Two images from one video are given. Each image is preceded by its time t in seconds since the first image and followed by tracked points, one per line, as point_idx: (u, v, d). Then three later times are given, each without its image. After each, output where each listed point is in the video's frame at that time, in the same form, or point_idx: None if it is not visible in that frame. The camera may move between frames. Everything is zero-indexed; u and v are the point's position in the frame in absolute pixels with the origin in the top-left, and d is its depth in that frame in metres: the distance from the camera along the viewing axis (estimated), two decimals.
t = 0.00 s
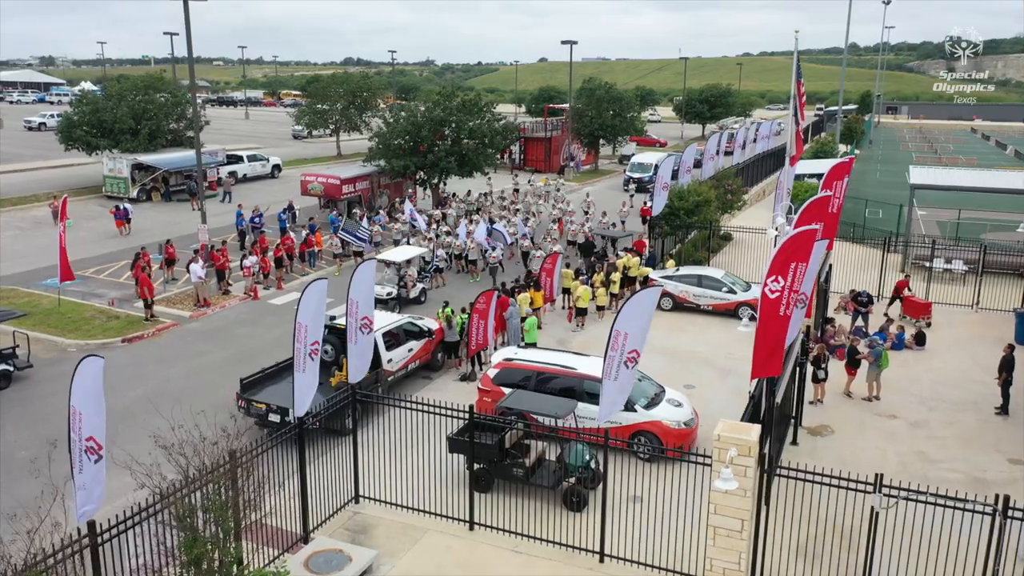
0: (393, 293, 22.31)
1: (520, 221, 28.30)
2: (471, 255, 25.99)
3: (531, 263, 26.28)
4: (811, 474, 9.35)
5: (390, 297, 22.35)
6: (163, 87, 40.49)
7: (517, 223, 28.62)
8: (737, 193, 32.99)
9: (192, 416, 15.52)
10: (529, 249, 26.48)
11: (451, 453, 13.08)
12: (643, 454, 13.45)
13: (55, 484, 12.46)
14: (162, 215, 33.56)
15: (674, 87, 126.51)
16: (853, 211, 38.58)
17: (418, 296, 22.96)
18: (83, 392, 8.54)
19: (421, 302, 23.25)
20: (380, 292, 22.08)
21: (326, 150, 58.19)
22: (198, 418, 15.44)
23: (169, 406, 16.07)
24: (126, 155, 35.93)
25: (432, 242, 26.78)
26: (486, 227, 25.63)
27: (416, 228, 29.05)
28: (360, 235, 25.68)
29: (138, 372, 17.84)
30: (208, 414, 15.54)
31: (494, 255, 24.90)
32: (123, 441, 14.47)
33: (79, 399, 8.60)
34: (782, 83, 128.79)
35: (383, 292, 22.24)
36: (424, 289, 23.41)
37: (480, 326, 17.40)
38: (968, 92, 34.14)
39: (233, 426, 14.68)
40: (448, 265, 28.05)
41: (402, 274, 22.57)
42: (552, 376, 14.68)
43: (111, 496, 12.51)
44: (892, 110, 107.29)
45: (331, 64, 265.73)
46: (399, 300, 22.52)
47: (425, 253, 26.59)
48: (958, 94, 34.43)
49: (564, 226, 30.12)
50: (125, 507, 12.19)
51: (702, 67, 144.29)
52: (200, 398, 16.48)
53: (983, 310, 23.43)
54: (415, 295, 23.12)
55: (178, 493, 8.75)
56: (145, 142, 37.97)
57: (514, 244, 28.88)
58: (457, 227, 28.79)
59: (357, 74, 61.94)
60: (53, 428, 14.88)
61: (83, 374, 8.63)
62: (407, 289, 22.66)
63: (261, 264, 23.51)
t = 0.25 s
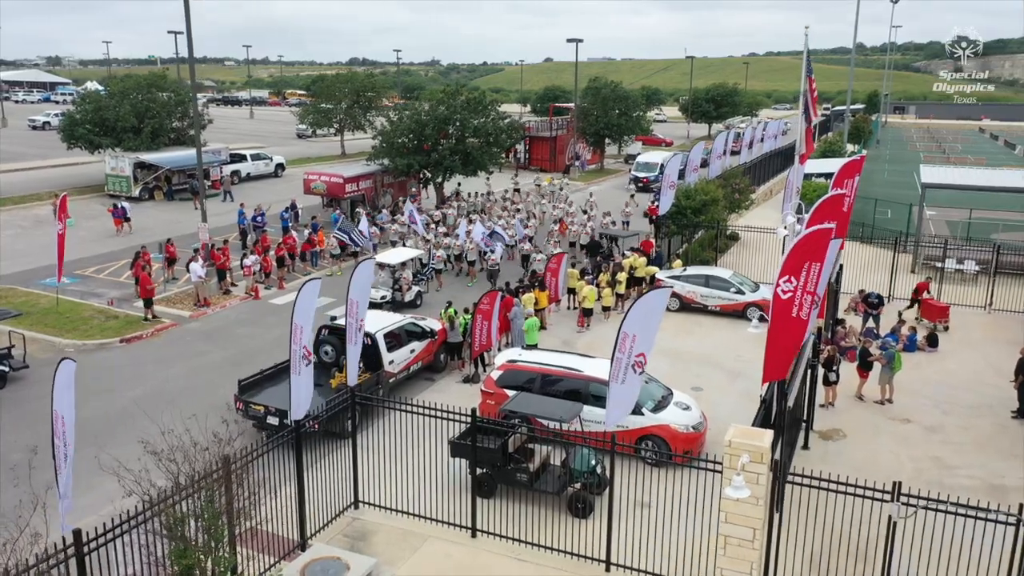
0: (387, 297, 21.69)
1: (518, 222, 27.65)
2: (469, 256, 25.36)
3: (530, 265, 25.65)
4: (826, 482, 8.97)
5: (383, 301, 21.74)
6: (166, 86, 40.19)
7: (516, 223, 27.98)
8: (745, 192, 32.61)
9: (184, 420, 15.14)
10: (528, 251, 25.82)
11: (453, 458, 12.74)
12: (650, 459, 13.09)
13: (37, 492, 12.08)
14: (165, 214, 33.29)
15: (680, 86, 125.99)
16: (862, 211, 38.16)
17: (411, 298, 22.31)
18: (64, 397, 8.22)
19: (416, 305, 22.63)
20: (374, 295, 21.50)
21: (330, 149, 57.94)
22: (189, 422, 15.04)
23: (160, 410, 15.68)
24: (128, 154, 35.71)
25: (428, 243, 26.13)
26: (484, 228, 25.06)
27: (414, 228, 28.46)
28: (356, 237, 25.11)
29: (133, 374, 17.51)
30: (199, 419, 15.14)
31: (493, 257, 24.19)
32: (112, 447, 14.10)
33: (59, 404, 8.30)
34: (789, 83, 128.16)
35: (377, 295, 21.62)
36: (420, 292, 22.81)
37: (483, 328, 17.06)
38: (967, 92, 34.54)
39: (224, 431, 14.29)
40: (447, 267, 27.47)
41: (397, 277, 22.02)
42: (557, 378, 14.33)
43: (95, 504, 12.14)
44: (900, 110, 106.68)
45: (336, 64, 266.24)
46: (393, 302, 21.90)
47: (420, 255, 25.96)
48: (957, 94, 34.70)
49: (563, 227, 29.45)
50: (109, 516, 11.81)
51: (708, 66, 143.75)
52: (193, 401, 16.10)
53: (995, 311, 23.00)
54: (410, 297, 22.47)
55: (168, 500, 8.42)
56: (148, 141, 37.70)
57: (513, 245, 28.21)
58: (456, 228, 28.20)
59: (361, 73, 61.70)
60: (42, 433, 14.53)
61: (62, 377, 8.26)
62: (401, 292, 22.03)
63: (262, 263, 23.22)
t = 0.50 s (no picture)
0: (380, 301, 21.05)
1: (515, 225, 27.01)
2: (466, 260, 24.72)
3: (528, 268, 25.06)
4: (842, 491, 8.59)
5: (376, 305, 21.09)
6: (168, 83, 39.92)
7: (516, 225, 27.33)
8: (752, 191, 32.23)
9: (175, 425, 14.77)
10: (527, 254, 25.19)
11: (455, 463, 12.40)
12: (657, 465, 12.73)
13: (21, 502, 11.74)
14: (166, 214, 33.01)
15: (685, 86, 125.51)
16: (869, 211, 37.74)
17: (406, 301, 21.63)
18: (41, 403, 8.10)
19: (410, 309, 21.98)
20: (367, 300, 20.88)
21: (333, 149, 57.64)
22: (180, 428, 14.67)
23: (152, 415, 15.33)
24: (129, 153, 35.44)
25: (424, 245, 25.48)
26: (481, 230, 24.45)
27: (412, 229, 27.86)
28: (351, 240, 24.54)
29: (127, 376, 17.19)
30: (190, 425, 14.76)
31: (490, 260, 23.56)
32: (100, 453, 13.75)
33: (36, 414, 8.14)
34: (794, 83, 127.59)
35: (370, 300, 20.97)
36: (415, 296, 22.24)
37: (486, 330, 16.75)
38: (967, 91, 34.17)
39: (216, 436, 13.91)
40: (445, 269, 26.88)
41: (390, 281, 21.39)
42: (561, 381, 13.99)
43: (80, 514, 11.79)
44: (906, 110, 106.06)
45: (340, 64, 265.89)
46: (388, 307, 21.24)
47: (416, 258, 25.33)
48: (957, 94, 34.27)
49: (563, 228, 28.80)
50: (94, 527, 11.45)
51: (713, 67, 143.17)
52: (186, 406, 15.74)
53: (1007, 313, 22.60)
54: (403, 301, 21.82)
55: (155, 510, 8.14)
56: (149, 140, 37.41)
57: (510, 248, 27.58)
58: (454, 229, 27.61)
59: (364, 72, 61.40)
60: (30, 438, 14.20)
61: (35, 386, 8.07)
62: (395, 297, 21.37)
63: (263, 263, 22.93)
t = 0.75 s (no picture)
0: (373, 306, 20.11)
1: (515, 227, 26.76)
2: (464, 262, 23.74)
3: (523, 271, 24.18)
4: (859, 502, 8.23)
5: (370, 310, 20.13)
6: (169, 80, 39.75)
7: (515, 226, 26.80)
8: (760, 191, 31.83)
9: (167, 430, 14.41)
10: (525, 256, 24.39)
11: (456, 468, 12.06)
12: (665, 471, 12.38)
13: (4, 510, 11.38)
14: (168, 213, 32.75)
15: (692, 86, 124.93)
16: (879, 211, 37.31)
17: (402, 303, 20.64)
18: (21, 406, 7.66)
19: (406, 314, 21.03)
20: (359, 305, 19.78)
21: (337, 148, 57.42)
22: (171, 433, 14.30)
23: (143, 419, 14.97)
24: (132, 152, 35.23)
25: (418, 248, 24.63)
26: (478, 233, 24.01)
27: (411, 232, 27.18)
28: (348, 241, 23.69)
29: (122, 378, 16.86)
30: (181, 430, 14.39)
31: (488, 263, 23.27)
32: (88, 459, 13.38)
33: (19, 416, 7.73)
34: (802, 83, 126.92)
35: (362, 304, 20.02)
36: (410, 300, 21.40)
37: (489, 331, 16.44)
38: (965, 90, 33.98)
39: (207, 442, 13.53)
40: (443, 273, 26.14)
41: (384, 285, 20.30)
42: (567, 384, 13.66)
43: (65, 524, 11.43)
44: (914, 110, 105.43)
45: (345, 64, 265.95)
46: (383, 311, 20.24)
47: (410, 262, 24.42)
48: (955, 93, 33.91)
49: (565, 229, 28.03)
50: (79, 537, 11.09)
51: (719, 66, 142.60)
52: (179, 410, 15.38)
53: (1022, 314, 22.18)
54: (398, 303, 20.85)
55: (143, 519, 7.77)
56: (152, 139, 37.19)
57: (509, 250, 27.00)
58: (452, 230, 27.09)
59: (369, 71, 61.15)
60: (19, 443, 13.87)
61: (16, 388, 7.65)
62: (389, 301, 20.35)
63: (265, 263, 22.64)
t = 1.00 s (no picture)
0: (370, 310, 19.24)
1: (515, 229, 26.13)
2: (464, 264, 23.09)
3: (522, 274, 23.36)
4: (881, 513, 7.84)
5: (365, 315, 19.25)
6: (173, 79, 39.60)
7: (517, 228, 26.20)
8: (771, 190, 31.38)
9: (159, 437, 14.03)
10: (526, 258, 23.66)
11: (460, 474, 11.72)
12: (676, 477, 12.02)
13: None
14: (173, 212, 32.52)
15: (701, 85, 124.25)
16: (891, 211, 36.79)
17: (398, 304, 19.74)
18: None
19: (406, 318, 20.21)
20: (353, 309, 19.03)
21: (345, 148, 57.21)
22: (163, 439, 13.91)
23: (137, 423, 14.62)
24: (138, 150, 35.05)
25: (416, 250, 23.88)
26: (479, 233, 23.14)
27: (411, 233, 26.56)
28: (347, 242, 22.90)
29: (120, 379, 16.55)
30: (172, 437, 13.96)
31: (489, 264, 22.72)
32: (79, 464, 13.05)
33: None
34: (812, 83, 126.05)
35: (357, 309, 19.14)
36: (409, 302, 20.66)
37: (496, 333, 16.11)
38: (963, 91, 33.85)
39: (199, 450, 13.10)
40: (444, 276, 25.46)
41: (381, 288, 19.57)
42: (574, 387, 13.30)
43: (51, 533, 11.10)
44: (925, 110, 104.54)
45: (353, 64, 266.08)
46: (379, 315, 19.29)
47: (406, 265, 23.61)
48: (959, 94, 33.56)
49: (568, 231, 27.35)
50: (65, 548, 10.74)
51: (729, 66, 141.86)
52: (173, 415, 14.99)
53: None
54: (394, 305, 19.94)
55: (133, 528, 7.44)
56: (158, 138, 37.01)
57: (510, 252, 26.40)
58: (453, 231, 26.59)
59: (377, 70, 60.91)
60: (9, 447, 13.54)
61: None
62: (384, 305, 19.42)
63: (268, 262, 22.35)
